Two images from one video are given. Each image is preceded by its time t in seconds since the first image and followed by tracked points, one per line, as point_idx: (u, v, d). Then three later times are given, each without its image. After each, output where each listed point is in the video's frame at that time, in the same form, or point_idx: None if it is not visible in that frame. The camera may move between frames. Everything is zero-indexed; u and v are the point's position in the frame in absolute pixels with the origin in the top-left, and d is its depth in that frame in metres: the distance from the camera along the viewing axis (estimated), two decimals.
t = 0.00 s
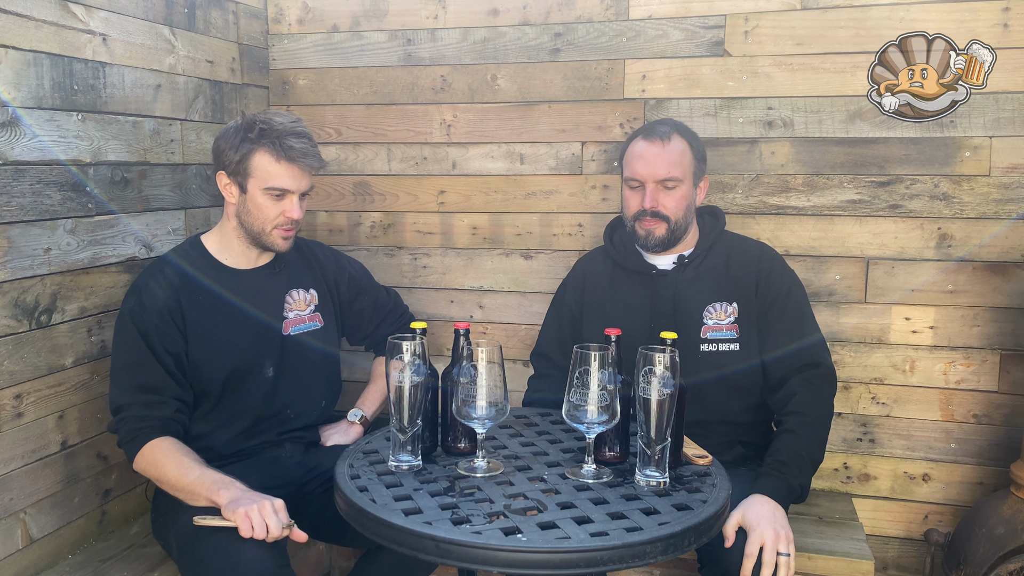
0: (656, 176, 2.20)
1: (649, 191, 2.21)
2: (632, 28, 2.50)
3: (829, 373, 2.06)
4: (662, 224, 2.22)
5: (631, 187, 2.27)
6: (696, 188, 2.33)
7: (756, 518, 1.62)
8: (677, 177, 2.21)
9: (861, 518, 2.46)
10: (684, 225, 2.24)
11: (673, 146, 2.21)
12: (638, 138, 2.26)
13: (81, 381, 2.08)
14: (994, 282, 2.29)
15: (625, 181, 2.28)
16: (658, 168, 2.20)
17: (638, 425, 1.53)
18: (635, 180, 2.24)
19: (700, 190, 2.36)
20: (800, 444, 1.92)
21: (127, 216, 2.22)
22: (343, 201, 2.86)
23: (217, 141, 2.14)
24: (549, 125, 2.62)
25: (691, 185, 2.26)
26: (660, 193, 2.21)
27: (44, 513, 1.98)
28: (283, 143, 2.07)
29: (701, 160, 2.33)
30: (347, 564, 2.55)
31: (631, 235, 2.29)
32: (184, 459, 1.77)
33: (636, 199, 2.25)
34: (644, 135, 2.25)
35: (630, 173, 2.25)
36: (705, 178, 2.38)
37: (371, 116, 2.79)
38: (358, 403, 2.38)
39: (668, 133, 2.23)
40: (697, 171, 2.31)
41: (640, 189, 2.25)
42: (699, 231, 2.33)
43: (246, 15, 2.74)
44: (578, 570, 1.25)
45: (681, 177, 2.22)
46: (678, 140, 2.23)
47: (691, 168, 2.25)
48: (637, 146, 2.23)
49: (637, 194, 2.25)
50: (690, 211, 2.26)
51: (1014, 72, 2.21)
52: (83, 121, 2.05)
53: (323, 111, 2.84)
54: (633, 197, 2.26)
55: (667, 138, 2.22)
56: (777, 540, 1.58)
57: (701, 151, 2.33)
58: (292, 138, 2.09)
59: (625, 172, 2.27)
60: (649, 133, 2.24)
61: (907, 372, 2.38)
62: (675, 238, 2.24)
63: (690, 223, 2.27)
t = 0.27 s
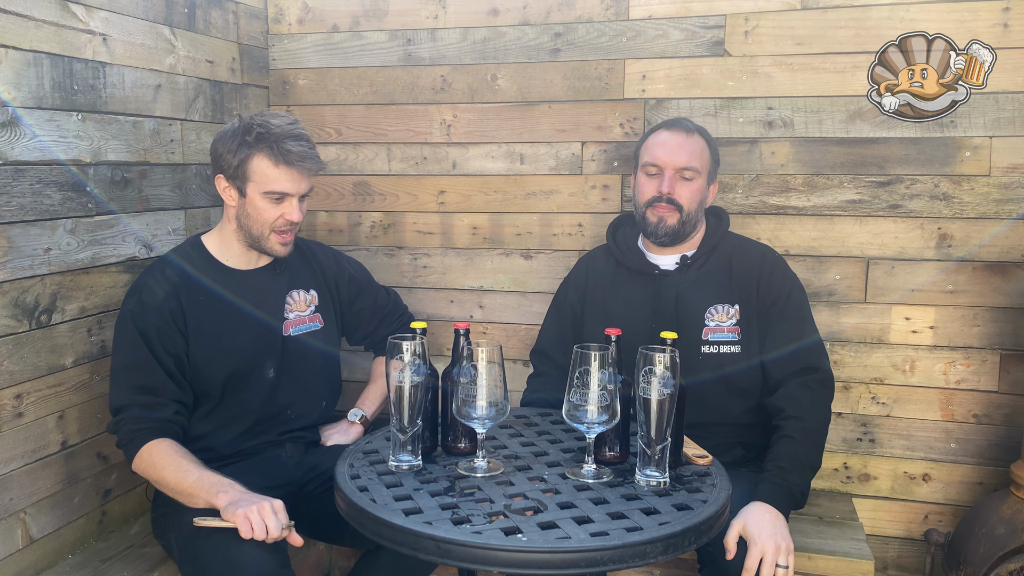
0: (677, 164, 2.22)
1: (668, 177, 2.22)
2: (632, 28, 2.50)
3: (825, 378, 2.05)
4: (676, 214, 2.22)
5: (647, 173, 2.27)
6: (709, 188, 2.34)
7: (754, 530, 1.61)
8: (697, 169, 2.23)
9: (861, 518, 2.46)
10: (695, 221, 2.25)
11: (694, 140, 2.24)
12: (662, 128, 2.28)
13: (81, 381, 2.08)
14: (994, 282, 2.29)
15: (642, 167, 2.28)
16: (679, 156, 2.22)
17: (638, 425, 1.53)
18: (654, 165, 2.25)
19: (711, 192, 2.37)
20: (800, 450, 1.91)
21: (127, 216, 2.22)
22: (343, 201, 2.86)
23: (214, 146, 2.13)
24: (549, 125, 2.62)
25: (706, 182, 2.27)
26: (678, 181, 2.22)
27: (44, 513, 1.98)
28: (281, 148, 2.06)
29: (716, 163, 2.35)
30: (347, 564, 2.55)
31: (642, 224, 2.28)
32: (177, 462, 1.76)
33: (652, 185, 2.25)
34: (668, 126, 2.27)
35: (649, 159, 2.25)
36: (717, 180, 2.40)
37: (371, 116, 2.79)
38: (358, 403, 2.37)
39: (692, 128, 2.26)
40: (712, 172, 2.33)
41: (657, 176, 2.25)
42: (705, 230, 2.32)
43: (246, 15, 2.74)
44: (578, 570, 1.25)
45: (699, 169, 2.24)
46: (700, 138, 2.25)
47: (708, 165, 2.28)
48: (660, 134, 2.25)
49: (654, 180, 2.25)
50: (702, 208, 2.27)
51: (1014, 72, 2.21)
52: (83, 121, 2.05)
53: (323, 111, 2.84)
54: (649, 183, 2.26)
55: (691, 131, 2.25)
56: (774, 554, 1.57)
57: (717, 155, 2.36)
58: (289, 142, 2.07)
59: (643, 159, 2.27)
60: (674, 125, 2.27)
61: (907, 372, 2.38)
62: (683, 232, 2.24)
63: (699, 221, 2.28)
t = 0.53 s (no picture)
0: (678, 164, 2.21)
1: (669, 177, 2.22)
2: (632, 28, 2.50)
3: (827, 379, 2.05)
4: (677, 215, 2.21)
5: (649, 174, 2.27)
6: (712, 189, 2.33)
7: (757, 528, 1.62)
8: (698, 169, 2.23)
9: (861, 518, 2.46)
10: (697, 220, 2.25)
11: (697, 140, 2.24)
12: (664, 128, 2.28)
13: (81, 381, 2.08)
14: (994, 282, 2.29)
15: (643, 168, 2.28)
16: (681, 157, 2.21)
17: (638, 425, 1.53)
18: (656, 165, 2.24)
19: (711, 193, 2.34)
20: (798, 449, 1.91)
21: (127, 216, 2.22)
22: (343, 201, 2.86)
23: (213, 146, 2.12)
24: (549, 125, 2.62)
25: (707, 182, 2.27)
26: (680, 182, 2.22)
27: (44, 513, 1.98)
28: (280, 149, 2.05)
29: (718, 163, 2.34)
30: (347, 564, 2.55)
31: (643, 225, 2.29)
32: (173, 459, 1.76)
33: (654, 186, 2.25)
34: (670, 126, 2.27)
35: (650, 159, 2.25)
36: (718, 181, 2.38)
37: (371, 116, 2.79)
38: (358, 403, 2.37)
39: (694, 128, 2.26)
40: (714, 172, 2.32)
41: (659, 176, 2.25)
42: (707, 230, 2.32)
43: (246, 15, 2.74)
44: (578, 570, 1.25)
45: (701, 169, 2.24)
46: (702, 137, 2.25)
47: (710, 165, 2.28)
48: (662, 135, 2.25)
49: (656, 181, 2.25)
50: (704, 207, 2.27)
51: (1014, 71, 2.21)
52: (83, 121, 2.05)
53: (323, 111, 2.84)
54: (651, 184, 2.26)
55: (693, 132, 2.24)
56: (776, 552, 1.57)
57: (719, 156, 2.34)
58: (289, 144, 2.07)
59: (645, 159, 2.27)
60: (676, 125, 2.27)
61: (907, 372, 2.38)
62: (684, 232, 2.24)
63: (701, 220, 2.27)
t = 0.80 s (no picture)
0: (677, 163, 2.21)
1: (668, 177, 2.22)
2: (632, 28, 2.50)
3: (831, 378, 2.06)
4: (676, 214, 2.22)
5: (648, 173, 2.27)
6: (711, 188, 2.33)
7: (756, 517, 1.63)
8: (697, 168, 2.23)
9: (861, 518, 2.46)
10: (696, 220, 2.24)
11: (695, 140, 2.23)
12: (663, 128, 2.28)
13: (81, 381, 2.08)
14: (994, 282, 2.29)
15: (643, 167, 2.28)
16: (680, 156, 2.21)
17: (638, 425, 1.53)
18: (655, 165, 2.24)
19: (711, 192, 2.36)
20: (800, 445, 1.93)
21: (127, 216, 2.22)
22: (343, 201, 2.86)
23: (214, 143, 2.11)
24: (549, 125, 2.62)
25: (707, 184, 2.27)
26: (679, 181, 2.22)
27: (44, 513, 1.98)
28: (279, 158, 2.03)
29: (717, 161, 2.33)
30: (347, 564, 2.55)
31: (643, 224, 2.29)
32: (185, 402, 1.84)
33: (654, 185, 2.25)
34: (670, 126, 2.27)
35: (649, 159, 2.25)
36: (718, 179, 2.39)
37: (371, 116, 2.79)
38: (358, 403, 2.38)
39: (693, 128, 2.26)
40: (714, 171, 2.32)
41: (658, 175, 2.25)
42: (707, 230, 2.32)
43: (246, 15, 2.74)
44: (578, 570, 1.25)
45: (700, 169, 2.23)
46: (701, 136, 2.25)
47: (709, 164, 2.27)
48: (661, 134, 2.25)
49: (654, 180, 2.26)
50: (703, 207, 2.26)
51: (1014, 71, 2.21)
52: (83, 121, 2.05)
53: (323, 111, 2.84)
54: (651, 184, 2.26)
55: (691, 131, 2.24)
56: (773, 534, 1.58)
57: (719, 152, 2.34)
58: (289, 154, 2.05)
59: (644, 158, 2.27)
60: (675, 124, 2.27)
61: (907, 372, 2.38)
62: (682, 232, 2.24)
63: (700, 220, 2.27)
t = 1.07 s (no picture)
0: (676, 164, 2.21)
1: (668, 177, 2.22)
2: (632, 28, 2.50)
3: (832, 377, 2.06)
4: (676, 215, 2.21)
5: (648, 173, 2.27)
6: (711, 187, 2.33)
7: (753, 506, 1.67)
8: (697, 168, 2.23)
9: (861, 518, 2.46)
10: (696, 220, 2.24)
11: (695, 140, 2.23)
12: (661, 128, 2.28)
13: (81, 381, 2.08)
14: (994, 282, 2.29)
15: (643, 167, 2.28)
16: (679, 156, 2.21)
17: (638, 425, 1.53)
18: (655, 165, 2.24)
19: (711, 192, 2.36)
20: (798, 439, 1.96)
21: (127, 216, 2.22)
22: (343, 201, 2.86)
23: (211, 139, 2.11)
24: (549, 125, 2.62)
25: (706, 182, 2.27)
26: (679, 181, 2.22)
27: (44, 513, 1.98)
28: (275, 155, 2.04)
29: (717, 160, 2.33)
30: (347, 564, 2.55)
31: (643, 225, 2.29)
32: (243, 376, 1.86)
33: (653, 186, 2.25)
34: (668, 126, 2.27)
35: (649, 159, 2.25)
36: (718, 179, 2.38)
37: (371, 116, 2.79)
38: (357, 403, 2.38)
39: (693, 128, 2.26)
40: (713, 171, 2.32)
41: (658, 176, 2.25)
42: (707, 230, 2.32)
43: (246, 15, 2.74)
44: (578, 570, 1.25)
45: (700, 169, 2.23)
46: (700, 136, 2.25)
47: (709, 164, 2.27)
48: (661, 134, 2.25)
49: (654, 180, 2.25)
50: (703, 206, 2.26)
51: (1013, 72, 2.21)
52: (83, 121, 2.05)
53: (323, 111, 2.84)
54: (650, 184, 2.26)
55: (691, 131, 2.24)
56: (772, 521, 1.62)
57: (718, 151, 2.35)
58: (284, 151, 2.05)
59: (644, 159, 2.28)
60: (673, 124, 2.26)
61: (907, 372, 2.38)
62: (682, 233, 2.24)
63: (701, 220, 2.27)
